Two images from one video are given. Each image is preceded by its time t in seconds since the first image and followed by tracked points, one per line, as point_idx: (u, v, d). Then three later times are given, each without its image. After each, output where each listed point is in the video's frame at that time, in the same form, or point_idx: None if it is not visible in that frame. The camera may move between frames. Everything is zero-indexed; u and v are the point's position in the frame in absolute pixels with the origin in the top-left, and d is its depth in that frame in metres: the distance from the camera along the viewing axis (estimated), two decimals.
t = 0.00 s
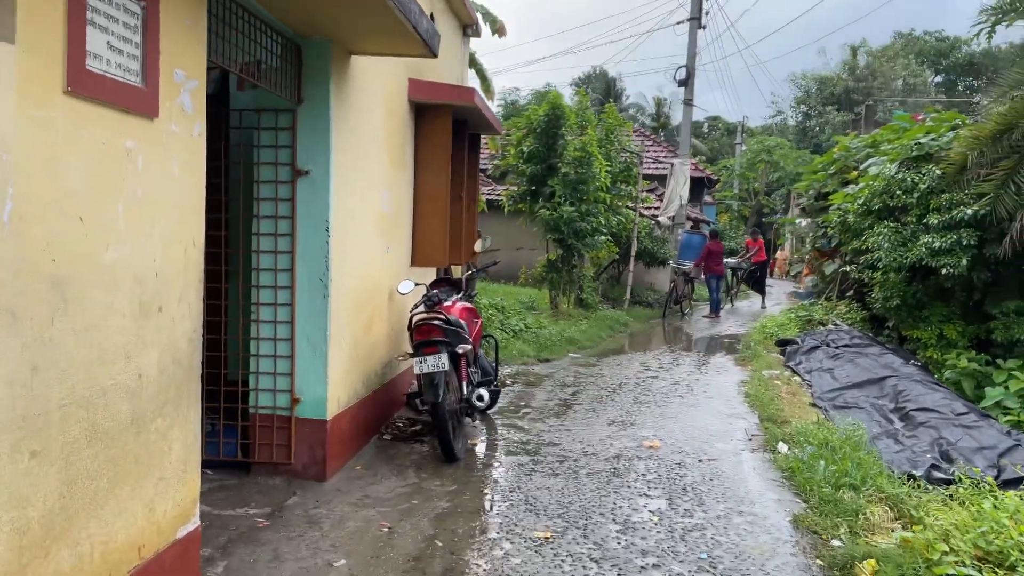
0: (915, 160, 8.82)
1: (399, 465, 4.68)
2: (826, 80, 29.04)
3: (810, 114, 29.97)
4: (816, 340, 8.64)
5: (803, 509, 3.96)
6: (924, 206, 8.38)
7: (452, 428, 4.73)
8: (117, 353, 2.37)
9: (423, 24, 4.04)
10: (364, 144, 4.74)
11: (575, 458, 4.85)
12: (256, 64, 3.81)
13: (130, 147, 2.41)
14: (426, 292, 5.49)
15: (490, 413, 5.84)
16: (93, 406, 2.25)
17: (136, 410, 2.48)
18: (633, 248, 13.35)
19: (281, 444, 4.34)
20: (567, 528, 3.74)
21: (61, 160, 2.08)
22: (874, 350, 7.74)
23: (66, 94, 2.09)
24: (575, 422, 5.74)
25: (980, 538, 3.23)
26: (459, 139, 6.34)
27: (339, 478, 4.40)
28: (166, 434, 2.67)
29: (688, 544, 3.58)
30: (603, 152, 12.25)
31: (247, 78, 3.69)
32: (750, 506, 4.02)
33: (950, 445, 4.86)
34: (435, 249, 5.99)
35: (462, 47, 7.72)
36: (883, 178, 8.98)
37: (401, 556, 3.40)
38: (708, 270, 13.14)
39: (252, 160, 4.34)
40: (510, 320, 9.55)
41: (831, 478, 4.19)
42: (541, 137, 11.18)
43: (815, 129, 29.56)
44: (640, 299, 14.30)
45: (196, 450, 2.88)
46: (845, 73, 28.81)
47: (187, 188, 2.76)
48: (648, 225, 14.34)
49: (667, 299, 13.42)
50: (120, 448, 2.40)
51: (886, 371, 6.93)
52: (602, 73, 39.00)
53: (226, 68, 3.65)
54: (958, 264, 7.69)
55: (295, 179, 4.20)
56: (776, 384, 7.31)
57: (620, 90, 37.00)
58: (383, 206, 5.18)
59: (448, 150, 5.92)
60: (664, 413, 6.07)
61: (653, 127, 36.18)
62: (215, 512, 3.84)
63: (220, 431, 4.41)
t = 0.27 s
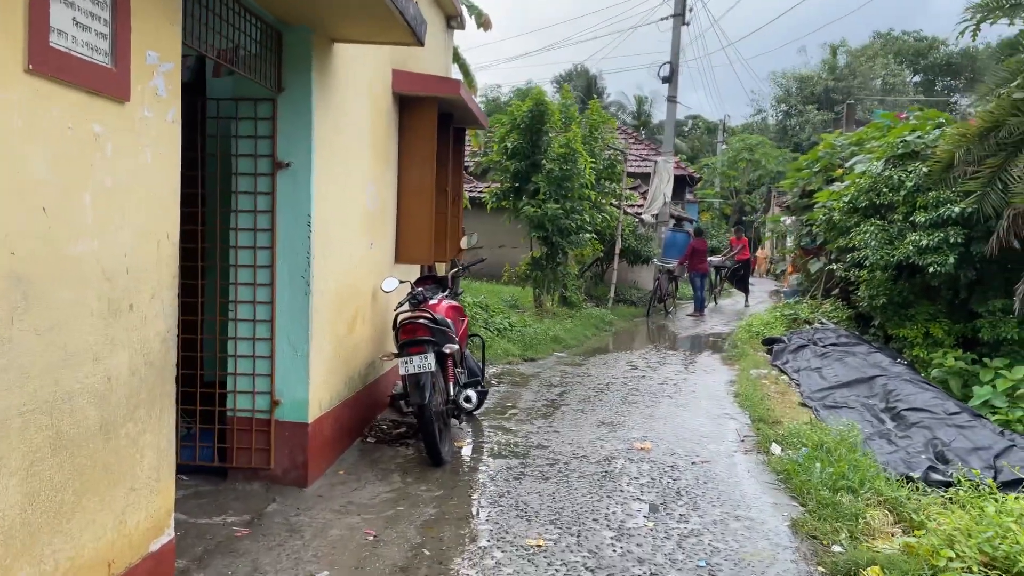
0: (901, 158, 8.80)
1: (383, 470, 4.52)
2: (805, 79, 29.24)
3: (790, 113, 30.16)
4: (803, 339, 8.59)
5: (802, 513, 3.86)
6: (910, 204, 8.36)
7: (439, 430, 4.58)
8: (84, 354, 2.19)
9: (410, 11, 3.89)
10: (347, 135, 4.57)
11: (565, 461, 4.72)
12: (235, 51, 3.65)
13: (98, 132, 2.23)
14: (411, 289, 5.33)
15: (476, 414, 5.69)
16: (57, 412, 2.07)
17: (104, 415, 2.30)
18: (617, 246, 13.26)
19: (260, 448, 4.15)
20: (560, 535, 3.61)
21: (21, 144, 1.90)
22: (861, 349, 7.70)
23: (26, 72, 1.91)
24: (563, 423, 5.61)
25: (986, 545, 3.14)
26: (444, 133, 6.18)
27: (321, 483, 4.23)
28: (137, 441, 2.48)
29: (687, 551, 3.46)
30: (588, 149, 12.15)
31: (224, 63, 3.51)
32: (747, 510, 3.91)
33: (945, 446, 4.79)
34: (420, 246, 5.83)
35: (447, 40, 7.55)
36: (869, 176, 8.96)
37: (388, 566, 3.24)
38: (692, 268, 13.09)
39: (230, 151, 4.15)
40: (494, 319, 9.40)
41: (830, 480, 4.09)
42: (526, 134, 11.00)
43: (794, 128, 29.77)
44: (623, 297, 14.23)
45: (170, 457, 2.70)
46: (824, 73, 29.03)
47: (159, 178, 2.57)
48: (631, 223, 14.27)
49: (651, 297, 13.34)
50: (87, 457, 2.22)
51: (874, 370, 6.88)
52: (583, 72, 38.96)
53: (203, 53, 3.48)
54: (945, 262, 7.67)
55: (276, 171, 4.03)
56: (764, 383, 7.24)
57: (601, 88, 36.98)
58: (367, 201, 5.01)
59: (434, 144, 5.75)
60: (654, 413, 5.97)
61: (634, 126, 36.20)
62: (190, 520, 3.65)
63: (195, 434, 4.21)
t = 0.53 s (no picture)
0: (886, 155, 8.79)
1: (367, 474, 4.36)
2: (785, 77, 29.41)
3: (770, 111, 30.30)
4: (788, 336, 8.55)
5: (798, 517, 3.77)
6: (896, 201, 8.34)
7: (424, 433, 4.43)
8: (44, 359, 2.02)
9: None
10: (329, 127, 4.40)
11: (554, 464, 4.59)
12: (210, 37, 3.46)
13: (60, 117, 2.06)
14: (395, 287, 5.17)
15: (462, 415, 5.55)
16: (13, 422, 1.90)
17: (67, 424, 2.13)
18: (601, 242, 13.18)
19: (238, 453, 3.98)
20: (552, 542, 3.49)
21: None
22: (848, 347, 7.67)
23: None
24: (551, 424, 5.48)
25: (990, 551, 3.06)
26: (428, 126, 6.02)
27: (302, 489, 4.07)
28: (104, 450, 2.32)
29: (683, 558, 3.35)
30: (572, 145, 12.04)
31: (198, 49, 3.33)
32: (742, 514, 3.81)
33: (938, 446, 4.74)
34: (404, 242, 5.67)
35: (431, 31, 7.38)
36: (855, 173, 8.95)
37: None
38: (675, 265, 13.03)
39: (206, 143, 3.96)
40: (478, 317, 9.26)
41: (825, 482, 4.01)
42: (510, 129, 10.81)
43: (774, 126, 29.92)
44: (607, 294, 14.16)
45: (140, 466, 2.53)
46: (804, 71, 29.22)
47: (128, 169, 2.40)
48: (615, 219, 14.20)
49: (635, 294, 13.29)
50: (48, 470, 2.05)
51: (862, 368, 6.84)
52: (565, 68, 38.89)
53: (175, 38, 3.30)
54: (931, 259, 7.65)
55: (254, 163, 3.85)
56: (752, 381, 7.18)
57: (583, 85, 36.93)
58: (349, 195, 4.84)
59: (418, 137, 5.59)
60: (643, 413, 5.86)
61: (616, 122, 36.21)
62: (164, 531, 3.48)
63: (170, 439, 4.03)
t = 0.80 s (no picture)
0: (874, 152, 8.75)
1: (351, 481, 4.20)
2: (767, 74, 29.51)
3: (752, 108, 30.39)
4: (776, 335, 8.49)
5: (799, 524, 3.66)
6: (884, 198, 8.29)
7: (412, 438, 4.29)
8: (3, 370, 1.84)
9: None
10: (311, 119, 4.22)
11: (546, 469, 4.46)
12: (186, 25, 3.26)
13: (21, 105, 1.88)
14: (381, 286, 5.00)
15: (449, 417, 5.40)
16: None
17: (30, 440, 1.95)
18: (586, 239, 13.07)
19: (217, 460, 3.80)
20: (547, 552, 3.35)
21: None
22: (836, 345, 7.62)
23: None
24: (540, 426, 5.35)
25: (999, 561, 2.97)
26: (413, 120, 5.85)
27: (284, 497, 3.89)
28: (71, 466, 2.14)
29: (683, 569, 3.22)
30: (557, 140, 11.90)
31: (173, 35, 3.12)
32: (741, 521, 3.70)
33: (934, 447, 4.67)
34: (389, 240, 5.50)
35: (415, 22, 7.20)
36: (842, 170, 8.90)
37: None
38: (660, 262, 12.96)
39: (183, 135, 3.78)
40: (463, 315, 9.10)
41: (824, 486, 3.91)
42: (495, 124, 10.60)
43: (756, 123, 30.01)
44: (592, 291, 14.07)
45: (111, 481, 2.35)
46: (786, 68, 29.33)
47: (96, 162, 2.23)
48: (599, 216, 14.10)
49: (620, 292, 13.20)
50: (8, 490, 1.88)
51: (852, 367, 6.79)
52: (547, 64, 38.75)
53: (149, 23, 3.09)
54: (920, 257, 7.61)
55: (233, 157, 3.67)
56: (741, 380, 7.10)
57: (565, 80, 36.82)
58: (332, 191, 4.67)
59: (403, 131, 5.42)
60: (634, 414, 5.75)
61: (598, 118, 36.14)
62: (137, 544, 3.29)
63: (145, 446, 3.84)
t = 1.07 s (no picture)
0: (866, 147, 8.69)
1: (342, 484, 4.06)
2: (753, 70, 29.56)
3: (738, 104, 30.42)
4: (769, 331, 8.43)
5: (804, 528, 3.58)
6: (877, 194, 8.24)
7: (404, 439, 4.15)
8: None
9: None
10: (300, 110, 4.06)
11: (543, 470, 4.35)
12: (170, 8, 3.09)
13: None
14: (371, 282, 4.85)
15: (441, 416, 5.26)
16: None
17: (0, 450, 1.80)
18: (576, 235, 12.96)
19: (202, 464, 3.66)
20: (548, 559, 3.24)
21: None
22: (829, 342, 7.57)
23: None
24: (535, 426, 5.23)
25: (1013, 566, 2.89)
26: (404, 112, 5.70)
27: (272, 502, 3.75)
28: (45, 477, 1.99)
29: None
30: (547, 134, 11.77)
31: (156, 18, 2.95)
32: (744, 525, 3.61)
33: (935, 447, 4.61)
34: (379, 235, 5.35)
35: (405, 12, 7.03)
36: (834, 165, 8.85)
37: None
38: (650, 258, 12.88)
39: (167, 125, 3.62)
40: (453, 311, 8.97)
41: (828, 488, 3.83)
42: (484, 117, 10.45)
43: (742, 119, 30.06)
44: (581, 287, 13.97)
45: (89, 492, 2.20)
46: (771, 64, 29.39)
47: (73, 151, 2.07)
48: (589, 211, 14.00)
49: (610, 288, 13.11)
50: None
51: (846, 364, 6.74)
52: (534, 58, 38.59)
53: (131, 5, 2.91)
54: (912, 253, 7.57)
55: (219, 148, 3.51)
56: (735, 378, 7.03)
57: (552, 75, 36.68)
58: (322, 184, 4.52)
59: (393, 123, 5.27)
60: (629, 413, 5.65)
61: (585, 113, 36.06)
62: (119, 553, 3.14)
63: (128, 449, 3.69)
